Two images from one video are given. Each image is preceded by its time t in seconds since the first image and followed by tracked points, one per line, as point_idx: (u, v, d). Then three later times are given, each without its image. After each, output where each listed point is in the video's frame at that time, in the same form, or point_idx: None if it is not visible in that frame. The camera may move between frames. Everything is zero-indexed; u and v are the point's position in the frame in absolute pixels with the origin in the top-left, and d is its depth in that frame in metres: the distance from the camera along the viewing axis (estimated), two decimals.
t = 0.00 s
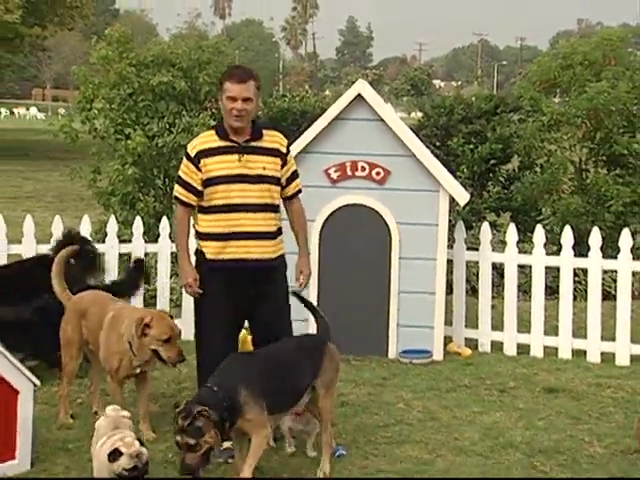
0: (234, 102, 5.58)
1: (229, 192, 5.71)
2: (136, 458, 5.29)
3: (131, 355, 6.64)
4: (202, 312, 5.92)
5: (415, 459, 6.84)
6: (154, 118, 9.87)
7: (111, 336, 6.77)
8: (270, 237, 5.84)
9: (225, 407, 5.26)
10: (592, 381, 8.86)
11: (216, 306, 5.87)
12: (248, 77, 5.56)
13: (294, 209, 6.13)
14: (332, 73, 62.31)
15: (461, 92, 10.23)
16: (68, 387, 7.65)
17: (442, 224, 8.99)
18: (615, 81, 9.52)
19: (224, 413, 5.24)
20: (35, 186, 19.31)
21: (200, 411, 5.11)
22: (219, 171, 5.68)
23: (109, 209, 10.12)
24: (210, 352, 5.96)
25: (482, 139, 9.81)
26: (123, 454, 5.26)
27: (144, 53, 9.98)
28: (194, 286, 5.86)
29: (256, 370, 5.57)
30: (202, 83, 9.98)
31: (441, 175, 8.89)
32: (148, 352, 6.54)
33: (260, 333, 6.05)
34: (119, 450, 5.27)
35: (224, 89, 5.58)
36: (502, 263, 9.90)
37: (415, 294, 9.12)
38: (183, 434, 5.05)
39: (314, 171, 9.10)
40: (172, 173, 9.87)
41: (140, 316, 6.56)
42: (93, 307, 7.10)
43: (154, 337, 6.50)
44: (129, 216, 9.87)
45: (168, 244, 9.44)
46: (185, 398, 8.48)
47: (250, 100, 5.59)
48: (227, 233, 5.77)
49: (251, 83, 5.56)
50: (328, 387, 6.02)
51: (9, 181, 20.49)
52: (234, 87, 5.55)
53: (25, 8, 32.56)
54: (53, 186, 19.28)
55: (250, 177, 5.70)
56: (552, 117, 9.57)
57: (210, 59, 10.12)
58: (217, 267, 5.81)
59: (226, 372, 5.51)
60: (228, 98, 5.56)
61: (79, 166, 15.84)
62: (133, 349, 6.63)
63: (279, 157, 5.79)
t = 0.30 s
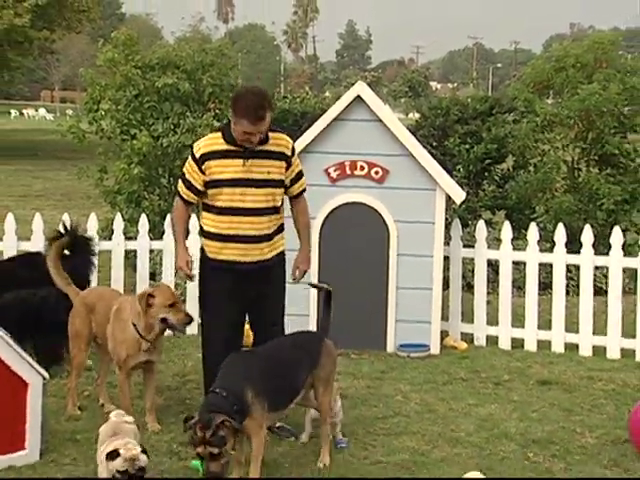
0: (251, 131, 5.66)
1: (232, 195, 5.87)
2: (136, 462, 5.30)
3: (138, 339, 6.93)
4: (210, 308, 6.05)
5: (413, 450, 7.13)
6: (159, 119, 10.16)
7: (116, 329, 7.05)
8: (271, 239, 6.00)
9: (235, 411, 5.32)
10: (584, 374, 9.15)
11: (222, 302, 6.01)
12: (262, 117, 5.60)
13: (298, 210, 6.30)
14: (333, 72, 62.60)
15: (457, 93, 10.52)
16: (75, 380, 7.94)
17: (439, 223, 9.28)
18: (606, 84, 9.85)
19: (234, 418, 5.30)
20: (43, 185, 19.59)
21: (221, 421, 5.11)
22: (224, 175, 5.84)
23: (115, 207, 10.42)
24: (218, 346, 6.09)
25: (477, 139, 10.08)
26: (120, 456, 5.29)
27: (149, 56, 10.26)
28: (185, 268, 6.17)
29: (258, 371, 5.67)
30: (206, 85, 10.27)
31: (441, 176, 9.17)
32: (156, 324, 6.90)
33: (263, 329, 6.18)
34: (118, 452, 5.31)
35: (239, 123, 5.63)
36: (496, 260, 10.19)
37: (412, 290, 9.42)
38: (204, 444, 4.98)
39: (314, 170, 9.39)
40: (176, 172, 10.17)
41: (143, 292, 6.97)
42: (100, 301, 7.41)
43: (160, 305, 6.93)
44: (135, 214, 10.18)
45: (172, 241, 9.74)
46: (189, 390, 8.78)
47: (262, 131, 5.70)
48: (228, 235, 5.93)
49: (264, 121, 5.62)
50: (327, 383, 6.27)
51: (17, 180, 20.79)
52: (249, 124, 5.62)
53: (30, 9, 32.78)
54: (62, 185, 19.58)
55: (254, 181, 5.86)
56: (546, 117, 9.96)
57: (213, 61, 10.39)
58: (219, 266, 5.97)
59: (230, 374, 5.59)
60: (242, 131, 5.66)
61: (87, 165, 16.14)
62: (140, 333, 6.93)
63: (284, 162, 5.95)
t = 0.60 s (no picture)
0: (264, 138, 5.93)
1: (241, 197, 6.11)
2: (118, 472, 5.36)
3: (139, 319, 7.22)
4: (218, 302, 6.27)
5: (409, 440, 7.40)
6: (162, 119, 10.46)
7: (118, 320, 7.31)
8: (276, 239, 6.26)
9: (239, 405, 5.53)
10: (575, 367, 9.44)
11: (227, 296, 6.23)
12: (277, 126, 5.87)
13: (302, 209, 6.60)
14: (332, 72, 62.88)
15: (452, 96, 10.86)
16: (79, 373, 8.22)
17: (435, 219, 9.57)
18: (597, 85, 10.34)
19: (239, 411, 5.52)
20: (47, 184, 19.87)
21: (228, 415, 5.33)
22: (233, 177, 6.08)
23: (119, 205, 10.70)
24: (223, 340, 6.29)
25: (472, 138, 10.43)
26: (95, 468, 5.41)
27: (153, 58, 10.57)
28: (182, 267, 6.63)
29: (260, 364, 5.89)
30: (208, 86, 10.59)
31: (439, 176, 9.46)
32: (155, 299, 7.19)
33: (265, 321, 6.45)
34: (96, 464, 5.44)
35: (254, 129, 5.90)
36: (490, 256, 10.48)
37: (408, 285, 9.71)
38: (210, 436, 5.21)
39: (313, 169, 9.68)
40: (179, 171, 10.46)
41: (139, 276, 7.27)
42: (100, 296, 7.70)
43: (155, 280, 7.24)
44: (138, 212, 10.48)
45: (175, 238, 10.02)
46: (192, 382, 9.07)
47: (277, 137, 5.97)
48: (234, 235, 6.17)
49: (279, 130, 5.90)
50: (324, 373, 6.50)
51: (21, 179, 21.06)
52: (263, 131, 5.89)
53: (33, 11, 33.08)
54: (64, 185, 19.89)
55: (262, 184, 6.11)
56: (538, 118, 10.28)
57: (215, 64, 10.70)
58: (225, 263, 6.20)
59: (233, 368, 5.80)
60: (257, 137, 5.93)
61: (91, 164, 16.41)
62: (141, 314, 7.22)
63: (292, 165, 6.21)
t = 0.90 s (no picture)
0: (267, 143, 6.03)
1: (246, 199, 6.23)
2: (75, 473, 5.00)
3: (141, 311, 7.51)
4: (222, 294, 6.44)
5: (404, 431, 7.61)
6: (164, 119, 10.73)
7: (120, 313, 7.59)
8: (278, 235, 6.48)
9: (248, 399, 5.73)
10: (565, 360, 9.72)
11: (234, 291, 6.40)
12: (281, 131, 5.99)
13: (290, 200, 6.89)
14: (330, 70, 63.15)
15: (446, 96, 11.17)
16: (83, 367, 8.49)
17: (429, 217, 9.86)
18: (586, 86, 10.77)
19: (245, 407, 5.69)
20: (51, 182, 20.18)
21: (238, 410, 5.51)
22: (238, 181, 6.18)
23: (122, 203, 11.01)
24: (226, 333, 6.49)
25: (465, 137, 10.79)
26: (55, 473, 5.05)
27: (155, 60, 10.88)
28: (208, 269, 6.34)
29: (264, 358, 6.08)
30: (208, 87, 10.90)
31: (433, 174, 9.76)
32: (157, 291, 7.49)
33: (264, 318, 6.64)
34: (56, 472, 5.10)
35: (258, 135, 5.98)
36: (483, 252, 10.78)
37: (403, 281, 10.01)
38: (221, 432, 5.38)
39: (311, 168, 9.95)
40: (181, 170, 10.75)
41: (141, 269, 7.57)
42: (101, 292, 7.97)
43: (157, 273, 7.54)
44: (141, 209, 10.79)
45: (177, 234, 10.31)
46: (193, 375, 9.36)
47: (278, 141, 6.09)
48: (241, 235, 6.32)
49: (283, 135, 6.02)
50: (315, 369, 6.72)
51: (25, 177, 21.37)
52: (268, 137, 5.98)
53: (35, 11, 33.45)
54: (68, 183, 20.27)
55: (265, 184, 6.26)
56: (530, 118, 10.62)
57: (216, 65, 11.04)
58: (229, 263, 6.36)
59: (239, 361, 5.99)
60: (260, 142, 6.02)
61: (95, 162, 16.73)
62: (142, 307, 7.51)
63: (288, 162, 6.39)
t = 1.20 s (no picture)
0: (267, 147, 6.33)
1: (246, 199, 6.52)
2: None
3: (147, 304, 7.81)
4: (226, 291, 6.71)
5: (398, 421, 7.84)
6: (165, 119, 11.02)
7: (124, 307, 7.87)
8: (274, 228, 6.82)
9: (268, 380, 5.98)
10: (555, 352, 10.01)
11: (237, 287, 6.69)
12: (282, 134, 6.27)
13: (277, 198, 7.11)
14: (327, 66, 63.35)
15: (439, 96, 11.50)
16: (88, 360, 8.78)
17: (424, 214, 10.17)
18: (575, 87, 11.18)
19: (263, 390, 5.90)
20: (55, 179, 20.54)
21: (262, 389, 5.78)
22: (238, 184, 6.44)
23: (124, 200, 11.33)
24: (230, 329, 6.76)
25: (457, 137, 11.13)
26: None
27: (156, 61, 11.19)
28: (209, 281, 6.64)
29: (266, 347, 6.28)
30: (208, 87, 11.22)
31: (426, 172, 10.05)
32: (162, 283, 7.81)
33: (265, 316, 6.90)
34: None
35: (260, 139, 6.24)
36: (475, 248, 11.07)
37: (397, 276, 10.32)
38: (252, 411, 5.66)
39: (308, 167, 10.27)
40: (181, 168, 11.04)
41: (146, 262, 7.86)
42: (102, 286, 8.24)
43: (162, 265, 7.84)
44: (142, 206, 11.10)
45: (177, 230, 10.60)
46: (194, 367, 9.67)
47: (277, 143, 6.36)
48: (242, 233, 6.62)
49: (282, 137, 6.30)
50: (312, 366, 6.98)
51: (28, 175, 21.70)
52: (269, 140, 6.26)
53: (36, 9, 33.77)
54: (72, 180, 20.63)
55: (262, 182, 6.56)
56: (521, 117, 11.05)
57: (215, 66, 11.35)
58: (234, 261, 6.66)
59: (245, 352, 6.18)
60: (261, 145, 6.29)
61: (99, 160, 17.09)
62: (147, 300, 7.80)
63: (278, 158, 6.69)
